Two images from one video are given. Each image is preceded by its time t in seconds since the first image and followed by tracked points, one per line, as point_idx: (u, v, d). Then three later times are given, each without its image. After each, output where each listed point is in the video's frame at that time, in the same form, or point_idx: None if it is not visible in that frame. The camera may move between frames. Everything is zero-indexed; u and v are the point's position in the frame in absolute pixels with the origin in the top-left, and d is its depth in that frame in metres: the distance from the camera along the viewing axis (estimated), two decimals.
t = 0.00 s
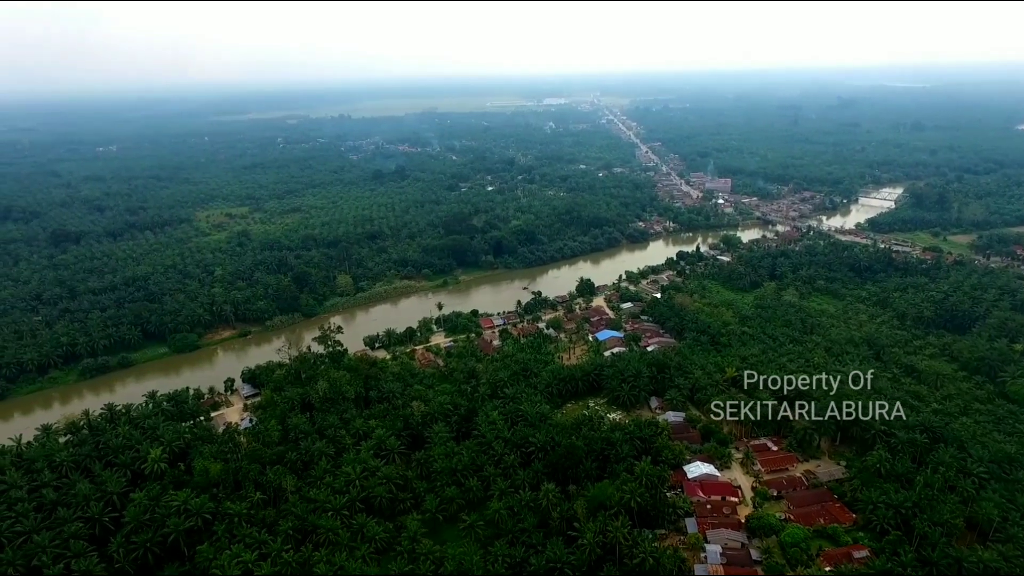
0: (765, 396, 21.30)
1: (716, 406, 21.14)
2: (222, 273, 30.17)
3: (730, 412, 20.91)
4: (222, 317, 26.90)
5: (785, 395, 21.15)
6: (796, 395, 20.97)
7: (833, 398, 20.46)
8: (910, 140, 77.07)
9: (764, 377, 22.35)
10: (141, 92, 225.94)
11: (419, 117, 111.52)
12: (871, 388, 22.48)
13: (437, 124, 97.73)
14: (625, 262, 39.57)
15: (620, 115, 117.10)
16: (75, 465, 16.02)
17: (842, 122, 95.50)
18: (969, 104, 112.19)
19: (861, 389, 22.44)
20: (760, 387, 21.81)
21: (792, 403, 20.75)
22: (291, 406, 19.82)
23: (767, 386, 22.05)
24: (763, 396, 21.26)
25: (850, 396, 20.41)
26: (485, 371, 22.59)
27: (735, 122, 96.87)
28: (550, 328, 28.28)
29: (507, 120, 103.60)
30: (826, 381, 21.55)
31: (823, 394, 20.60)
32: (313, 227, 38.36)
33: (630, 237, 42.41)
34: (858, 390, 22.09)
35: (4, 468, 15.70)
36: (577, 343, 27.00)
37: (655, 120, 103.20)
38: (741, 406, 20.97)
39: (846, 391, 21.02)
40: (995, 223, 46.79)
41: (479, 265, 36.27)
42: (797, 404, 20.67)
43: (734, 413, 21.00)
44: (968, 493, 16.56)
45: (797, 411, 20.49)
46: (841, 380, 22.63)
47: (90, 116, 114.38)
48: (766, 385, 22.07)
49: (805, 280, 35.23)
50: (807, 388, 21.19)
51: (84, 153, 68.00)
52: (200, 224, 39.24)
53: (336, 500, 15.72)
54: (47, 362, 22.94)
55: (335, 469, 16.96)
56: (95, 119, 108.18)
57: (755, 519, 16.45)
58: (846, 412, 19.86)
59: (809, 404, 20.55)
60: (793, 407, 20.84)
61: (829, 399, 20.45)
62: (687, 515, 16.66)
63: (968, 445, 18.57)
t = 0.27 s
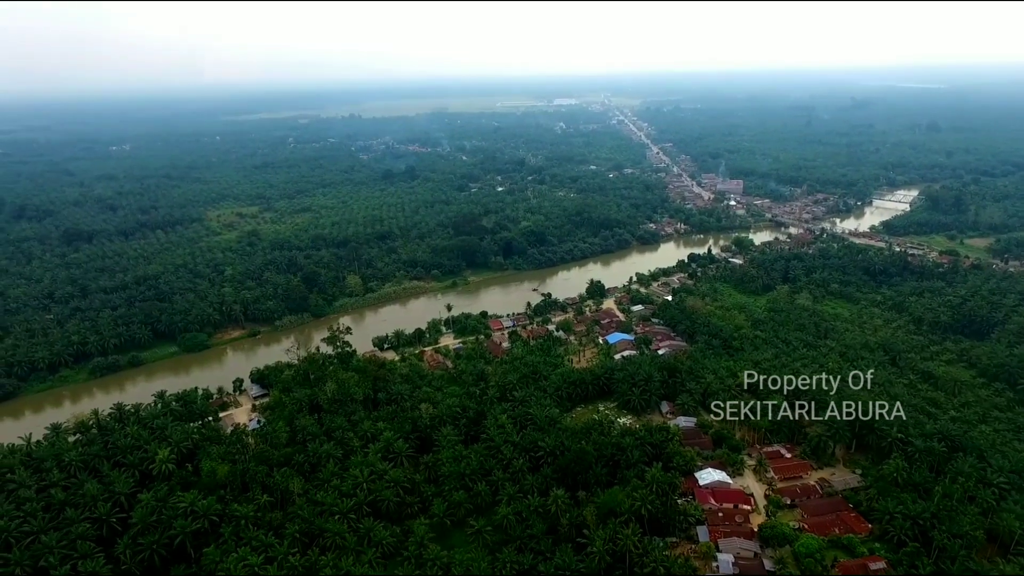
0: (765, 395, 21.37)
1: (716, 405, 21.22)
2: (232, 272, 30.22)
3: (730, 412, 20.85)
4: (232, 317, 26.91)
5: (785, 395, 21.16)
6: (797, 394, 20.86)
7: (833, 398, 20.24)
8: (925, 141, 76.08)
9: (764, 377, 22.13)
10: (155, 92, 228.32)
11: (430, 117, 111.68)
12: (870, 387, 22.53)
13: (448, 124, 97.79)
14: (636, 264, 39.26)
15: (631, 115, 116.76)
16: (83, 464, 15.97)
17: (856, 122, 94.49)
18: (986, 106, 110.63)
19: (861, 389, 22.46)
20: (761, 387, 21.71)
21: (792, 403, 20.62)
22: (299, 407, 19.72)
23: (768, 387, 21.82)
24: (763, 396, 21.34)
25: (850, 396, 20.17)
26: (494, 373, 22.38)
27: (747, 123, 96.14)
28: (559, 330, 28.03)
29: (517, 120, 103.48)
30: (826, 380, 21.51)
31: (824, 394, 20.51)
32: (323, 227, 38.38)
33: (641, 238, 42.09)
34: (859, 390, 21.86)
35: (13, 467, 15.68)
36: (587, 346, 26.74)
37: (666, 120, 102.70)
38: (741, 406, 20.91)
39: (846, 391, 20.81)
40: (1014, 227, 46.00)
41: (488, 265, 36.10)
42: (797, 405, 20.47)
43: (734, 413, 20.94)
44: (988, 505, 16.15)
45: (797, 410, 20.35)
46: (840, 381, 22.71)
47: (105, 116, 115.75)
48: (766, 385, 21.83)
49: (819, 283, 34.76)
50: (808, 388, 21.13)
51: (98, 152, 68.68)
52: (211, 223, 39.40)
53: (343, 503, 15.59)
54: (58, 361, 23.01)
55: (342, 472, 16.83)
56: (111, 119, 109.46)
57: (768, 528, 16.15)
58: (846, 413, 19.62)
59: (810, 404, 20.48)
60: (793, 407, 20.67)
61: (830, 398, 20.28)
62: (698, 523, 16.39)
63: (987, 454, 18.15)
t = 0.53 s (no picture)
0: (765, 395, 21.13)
1: (716, 406, 20.89)
2: (247, 271, 30.36)
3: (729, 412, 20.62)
4: (247, 315, 26.99)
5: (785, 395, 21.02)
6: (796, 394, 20.90)
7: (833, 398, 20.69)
8: (949, 143, 74.55)
9: (764, 377, 22.09)
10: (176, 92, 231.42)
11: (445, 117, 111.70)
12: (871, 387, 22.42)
13: (463, 124, 97.79)
14: (651, 266, 38.86)
15: (648, 116, 115.94)
16: (98, 462, 16.02)
17: (877, 124, 92.91)
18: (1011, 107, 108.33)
19: (861, 389, 22.28)
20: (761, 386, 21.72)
21: (792, 403, 20.70)
22: (312, 407, 19.66)
23: (767, 386, 21.84)
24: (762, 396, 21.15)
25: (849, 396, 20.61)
26: (507, 376, 22.19)
27: (765, 124, 94.98)
28: (573, 332, 27.78)
29: (532, 120, 103.18)
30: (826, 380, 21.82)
31: (823, 393, 20.85)
32: (338, 227, 38.46)
33: (657, 240, 41.68)
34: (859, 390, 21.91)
35: (29, 463, 15.76)
36: (601, 349, 26.45)
37: (683, 121, 101.82)
38: (741, 406, 20.68)
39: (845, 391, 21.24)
40: None
41: (502, 266, 35.91)
42: (797, 404, 20.57)
43: (734, 413, 20.75)
44: (1016, 519, 15.64)
45: (797, 410, 20.48)
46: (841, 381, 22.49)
47: (127, 115, 117.55)
48: (765, 385, 21.82)
49: (838, 287, 34.14)
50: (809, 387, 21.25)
51: (118, 150, 69.60)
52: (227, 221, 39.66)
53: (355, 505, 15.48)
54: (75, 357, 23.20)
55: (354, 473, 16.72)
56: (132, 118, 111.06)
57: (786, 538, 15.79)
58: (846, 412, 20.11)
59: (809, 404, 20.67)
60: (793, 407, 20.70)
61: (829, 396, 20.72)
62: (714, 532, 16.07)
63: (1014, 466, 17.59)
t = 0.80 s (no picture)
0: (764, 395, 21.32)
1: (716, 405, 21.31)
2: (268, 268, 30.58)
3: (729, 412, 21.09)
4: (267, 313, 27.16)
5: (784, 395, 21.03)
6: (796, 394, 20.98)
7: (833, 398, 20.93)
8: (983, 146, 72.46)
9: (763, 377, 22.34)
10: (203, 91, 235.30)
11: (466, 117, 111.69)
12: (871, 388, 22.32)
13: (484, 124, 97.67)
14: (672, 268, 38.35)
15: (670, 116, 114.69)
16: (119, 457, 16.16)
17: (907, 125, 90.73)
18: None
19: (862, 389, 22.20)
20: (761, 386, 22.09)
21: (792, 403, 20.82)
22: (330, 406, 19.66)
23: (767, 386, 22.00)
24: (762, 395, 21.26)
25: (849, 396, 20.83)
26: (525, 378, 21.96)
27: (791, 125, 93.32)
28: (593, 335, 27.47)
29: (554, 120, 102.70)
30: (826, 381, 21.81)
31: (823, 393, 21.12)
32: (358, 226, 38.58)
33: (678, 242, 41.14)
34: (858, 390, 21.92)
35: (52, 456, 15.97)
36: (621, 352, 26.09)
37: (706, 121, 100.54)
38: (740, 405, 21.16)
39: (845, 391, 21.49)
40: None
41: (522, 267, 35.71)
42: (797, 404, 20.67)
43: (734, 413, 21.20)
44: None
45: (797, 410, 20.58)
46: (840, 381, 22.38)
47: (156, 114, 119.77)
48: (765, 385, 22.00)
49: (865, 293, 33.32)
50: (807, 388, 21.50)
51: (147, 148, 70.82)
52: (249, 219, 40.02)
53: (371, 506, 15.40)
54: (99, 352, 23.54)
55: (370, 474, 16.66)
56: (161, 116, 113.00)
57: (811, 552, 15.34)
58: (846, 412, 20.37)
59: (809, 404, 20.72)
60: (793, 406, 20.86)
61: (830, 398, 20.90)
62: (736, 543, 15.68)
63: None
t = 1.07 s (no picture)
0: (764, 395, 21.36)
1: (716, 406, 20.87)
2: (290, 266, 30.79)
3: (730, 413, 20.88)
4: (288, 311, 27.33)
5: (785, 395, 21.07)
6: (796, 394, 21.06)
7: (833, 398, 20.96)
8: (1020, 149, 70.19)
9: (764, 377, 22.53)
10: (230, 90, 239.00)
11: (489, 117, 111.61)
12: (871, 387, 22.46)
13: (506, 124, 97.53)
14: (695, 271, 37.77)
15: (695, 117, 113.29)
16: (140, 453, 16.31)
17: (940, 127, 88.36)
18: None
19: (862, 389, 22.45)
20: (761, 386, 21.96)
21: (792, 403, 20.81)
22: (348, 406, 19.64)
23: (767, 386, 22.18)
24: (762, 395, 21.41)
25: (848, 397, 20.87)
26: (544, 381, 21.71)
27: (819, 126, 91.51)
28: (614, 338, 27.13)
29: (576, 121, 102.11)
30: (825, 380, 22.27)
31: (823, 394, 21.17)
32: (380, 225, 38.68)
33: (702, 244, 40.50)
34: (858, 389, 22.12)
35: (76, 450, 16.17)
36: (642, 356, 25.72)
37: (732, 122, 99.10)
38: (740, 406, 21.11)
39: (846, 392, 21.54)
40: None
41: (543, 268, 35.47)
42: (797, 404, 20.69)
43: (734, 413, 21.09)
44: None
45: (797, 410, 20.60)
46: (840, 381, 22.64)
47: (183, 112, 121.80)
48: (765, 385, 22.21)
49: (895, 299, 32.43)
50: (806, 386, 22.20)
51: (174, 146, 72.00)
52: (273, 217, 40.39)
53: (388, 508, 15.32)
54: (124, 348, 23.89)
55: (388, 475, 16.59)
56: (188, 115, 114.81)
57: (838, 567, 14.86)
58: (846, 412, 20.38)
59: (809, 404, 20.73)
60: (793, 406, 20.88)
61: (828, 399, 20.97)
62: (759, 556, 15.26)
63: None
